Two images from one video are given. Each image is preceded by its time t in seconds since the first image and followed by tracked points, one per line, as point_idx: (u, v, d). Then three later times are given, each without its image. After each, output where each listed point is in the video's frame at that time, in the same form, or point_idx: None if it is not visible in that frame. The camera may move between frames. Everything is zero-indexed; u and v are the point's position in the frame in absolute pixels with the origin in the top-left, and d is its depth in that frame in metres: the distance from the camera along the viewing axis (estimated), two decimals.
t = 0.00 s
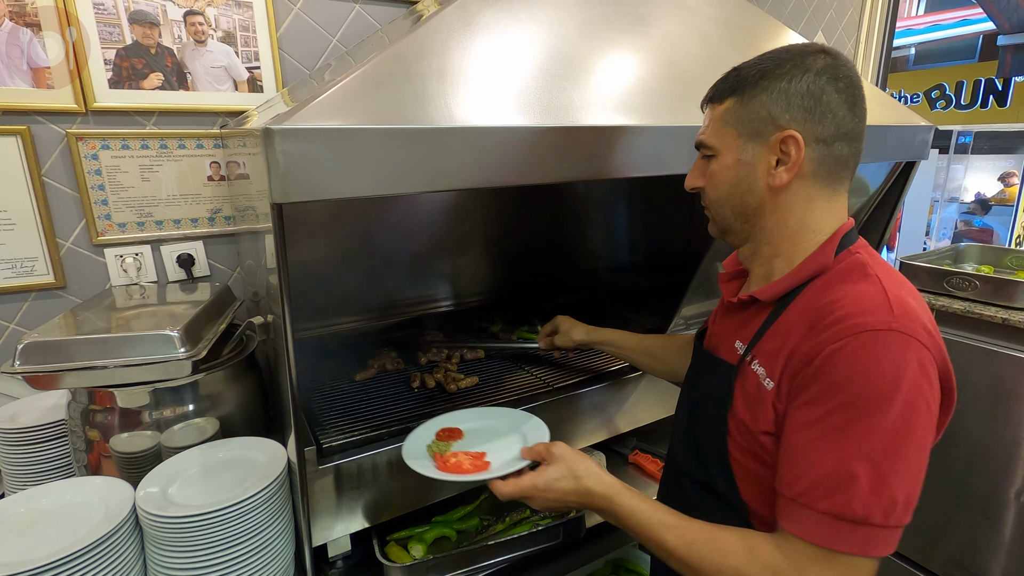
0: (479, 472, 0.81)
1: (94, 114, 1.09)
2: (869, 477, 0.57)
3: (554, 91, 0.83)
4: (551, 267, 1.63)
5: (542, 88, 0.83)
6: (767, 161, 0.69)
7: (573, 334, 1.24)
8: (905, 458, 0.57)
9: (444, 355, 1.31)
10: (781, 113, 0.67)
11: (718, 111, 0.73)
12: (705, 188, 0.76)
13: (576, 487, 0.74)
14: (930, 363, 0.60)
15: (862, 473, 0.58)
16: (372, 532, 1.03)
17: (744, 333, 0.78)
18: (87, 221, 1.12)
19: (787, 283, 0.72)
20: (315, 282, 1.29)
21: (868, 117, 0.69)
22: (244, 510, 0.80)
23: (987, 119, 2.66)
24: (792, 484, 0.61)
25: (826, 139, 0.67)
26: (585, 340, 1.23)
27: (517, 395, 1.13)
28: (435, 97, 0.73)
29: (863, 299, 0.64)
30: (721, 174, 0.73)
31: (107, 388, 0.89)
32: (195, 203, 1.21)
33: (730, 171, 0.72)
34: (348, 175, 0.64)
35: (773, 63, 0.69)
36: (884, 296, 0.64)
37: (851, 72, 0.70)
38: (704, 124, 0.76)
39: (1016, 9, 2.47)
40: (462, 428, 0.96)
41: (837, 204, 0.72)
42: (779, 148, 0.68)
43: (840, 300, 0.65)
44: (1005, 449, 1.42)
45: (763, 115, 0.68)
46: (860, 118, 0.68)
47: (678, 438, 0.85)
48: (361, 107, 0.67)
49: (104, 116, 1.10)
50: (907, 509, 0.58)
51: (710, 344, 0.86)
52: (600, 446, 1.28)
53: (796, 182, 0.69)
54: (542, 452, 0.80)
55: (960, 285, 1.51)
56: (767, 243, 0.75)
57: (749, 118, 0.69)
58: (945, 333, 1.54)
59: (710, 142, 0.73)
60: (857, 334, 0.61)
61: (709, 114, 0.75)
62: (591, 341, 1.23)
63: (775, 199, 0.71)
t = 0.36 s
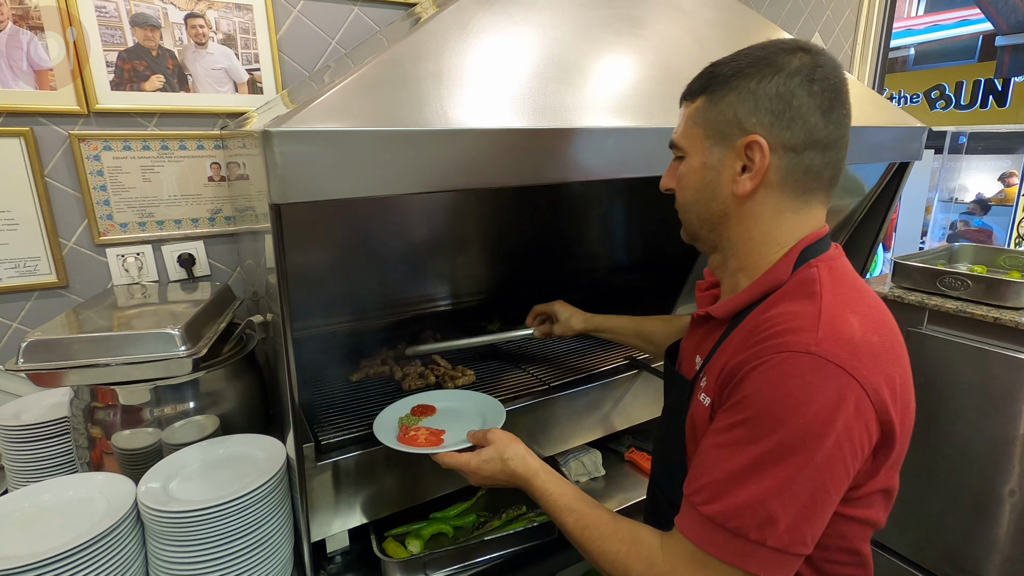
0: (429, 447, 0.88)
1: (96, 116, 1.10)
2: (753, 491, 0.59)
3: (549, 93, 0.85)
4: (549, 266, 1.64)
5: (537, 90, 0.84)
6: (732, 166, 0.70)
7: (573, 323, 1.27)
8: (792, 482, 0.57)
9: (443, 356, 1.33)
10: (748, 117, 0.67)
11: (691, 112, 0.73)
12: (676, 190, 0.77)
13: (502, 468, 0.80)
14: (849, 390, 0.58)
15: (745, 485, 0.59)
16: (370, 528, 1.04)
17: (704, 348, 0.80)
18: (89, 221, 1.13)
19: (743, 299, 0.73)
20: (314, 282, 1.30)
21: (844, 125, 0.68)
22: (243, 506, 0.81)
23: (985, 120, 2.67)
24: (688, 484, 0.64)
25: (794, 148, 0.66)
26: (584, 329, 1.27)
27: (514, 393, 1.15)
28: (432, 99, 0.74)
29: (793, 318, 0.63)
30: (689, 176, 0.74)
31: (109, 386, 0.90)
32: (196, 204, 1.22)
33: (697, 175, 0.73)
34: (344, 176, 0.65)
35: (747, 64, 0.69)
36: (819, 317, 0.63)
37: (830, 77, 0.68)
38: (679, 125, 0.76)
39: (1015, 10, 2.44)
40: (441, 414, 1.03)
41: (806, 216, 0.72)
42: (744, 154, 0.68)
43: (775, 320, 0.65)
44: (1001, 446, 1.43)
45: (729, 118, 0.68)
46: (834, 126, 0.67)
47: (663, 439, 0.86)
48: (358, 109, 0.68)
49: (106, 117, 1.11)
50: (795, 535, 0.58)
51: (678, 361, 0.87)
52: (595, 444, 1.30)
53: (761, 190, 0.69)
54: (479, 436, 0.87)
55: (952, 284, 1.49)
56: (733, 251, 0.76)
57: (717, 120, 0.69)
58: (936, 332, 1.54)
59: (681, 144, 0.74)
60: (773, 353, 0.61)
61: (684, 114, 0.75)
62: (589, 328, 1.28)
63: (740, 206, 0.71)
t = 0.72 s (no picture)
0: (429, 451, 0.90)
1: (99, 124, 1.13)
2: (735, 455, 0.64)
3: (541, 105, 0.87)
4: (545, 270, 1.66)
5: (530, 102, 0.86)
6: (695, 177, 0.74)
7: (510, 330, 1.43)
8: (767, 442, 0.63)
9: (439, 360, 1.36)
10: (707, 133, 0.71)
11: (652, 130, 0.76)
12: (641, 203, 0.79)
13: (502, 464, 0.82)
14: (809, 358, 0.65)
15: (727, 450, 0.64)
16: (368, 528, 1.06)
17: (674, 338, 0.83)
18: (92, 227, 1.15)
19: (706, 292, 0.77)
20: (313, 286, 1.32)
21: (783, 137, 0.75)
22: (244, 506, 0.84)
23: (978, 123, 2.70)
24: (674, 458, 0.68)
25: (747, 159, 0.72)
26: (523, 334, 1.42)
27: (508, 396, 1.17)
28: (427, 112, 0.76)
29: (756, 300, 0.70)
30: (656, 189, 0.76)
31: (113, 389, 0.93)
32: (197, 210, 1.25)
33: (664, 187, 0.75)
34: (342, 187, 0.68)
35: (701, 87, 0.73)
36: (777, 297, 0.69)
37: (769, 96, 0.75)
38: (640, 142, 0.79)
39: (1008, 15, 2.45)
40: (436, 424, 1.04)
41: (756, 218, 0.78)
42: (706, 165, 0.72)
43: (740, 303, 0.71)
44: (988, 446, 1.45)
45: (691, 134, 0.72)
46: (777, 138, 0.74)
47: (638, 440, 0.89)
48: (356, 122, 0.70)
49: (109, 125, 1.14)
50: (772, 489, 0.64)
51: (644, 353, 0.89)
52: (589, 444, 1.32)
53: (720, 198, 0.74)
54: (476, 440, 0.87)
55: (938, 289, 1.53)
56: (696, 255, 0.80)
57: (679, 136, 0.73)
58: (923, 335, 1.58)
59: (645, 159, 0.77)
60: (742, 332, 0.67)
61: (644, 132, 0.79)
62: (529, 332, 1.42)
63: (702, 213, 0.75)
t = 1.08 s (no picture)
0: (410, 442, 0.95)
1: (102, 131, 1.16)
2: (691, 448, 0.68)
3: (530, 115, 0.90)
4: (538, 272, 1.70)
5: (519, 113, 0.90)
6: (683, 183, 0.77)
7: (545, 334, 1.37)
8: (721, 438, 0.67)
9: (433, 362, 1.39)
10: (693, 140, 0.74)
11: (639, 138, 0.79)
12: (632, 208, 0.82)
13: (479, 453, 0.85)
14: (768, 363, 0.68)
15: (685, 442, 0.69)
16: (363, 524, 1.10)
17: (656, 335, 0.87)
18: (95, 232, 1.19)
19: (686, 293, 0.81)
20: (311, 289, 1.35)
21: (764, 142, 0.78)
22: (243, 502, 0.87)
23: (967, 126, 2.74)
24: (639, 445, 0.73)
25: (732, 164, 0.75)
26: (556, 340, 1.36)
27: (501, 396, 1.20)
28: (418, 124, 0.80)
29: (724, 305, 0.73)
30: (646, 195, 0.79)
31: (116, 389, 0.96)
32: (196, 214, 1.28)
33: (653, 193, 0.78)
34: (335, 196, 0.71)
35: (684, 97, 0.76)
36: (745, 302, 0.73)
37: (748, 104, 0.78)
38: (628, 149, 0.82)
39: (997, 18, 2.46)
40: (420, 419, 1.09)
41: (740, 220, 0.81)
42: (693, 172, 0.75)
43: (710, 306, 0.74)
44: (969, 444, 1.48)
45: (677, 142, 0.75)
46: (758, 143, 0.77)
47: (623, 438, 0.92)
48: (350, 134, 0.74)
49: (111, 133, 1.17)
50: (724, 481, 0.68)
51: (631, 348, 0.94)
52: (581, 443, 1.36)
53: (707, 202, 0.77)
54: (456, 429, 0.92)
55: (919, 291, 1.57)
56: (684, 257, 0.83)
57: (666, 144, 0.76)
58: (903, 336, 1.62)
59: (634, 166, 0.80)
60: (706, 333, 0.70)
61: (632, 140, 0.82)
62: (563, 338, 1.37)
63: (691, 216, 0.79)
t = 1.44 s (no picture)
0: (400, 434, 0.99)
1: (96, 132, 1.16)
2: (652, 462, 0.71)
3: (520, 119, 0.92)
4: (531, 272, 1.71)
5: (510, 116, 0.91)
6: (660, 191, 0.79)
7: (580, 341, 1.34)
8: (680, 455, 0.69)
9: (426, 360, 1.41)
10: (666, 150, 0.76)
11: (622, 147, 0.82)
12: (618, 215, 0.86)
13: (460, 450, 0.90)
14: (729, 382, 0.69)
15: (646, 456, 0.71)
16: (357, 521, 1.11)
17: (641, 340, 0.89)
18: (89, 232, 1.19)
19: (666, 302, 0.83)
20: (305, 289, 1.36)
21: (748, 149, 0.78)
22: (238, 498, 0.88)
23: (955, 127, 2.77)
24: (607, 454, 0.76)
25: (708, 173, 0.76)
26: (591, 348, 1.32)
27: (493, 394, 1.22)
28: (409, 127, 0.81)
29: (694, 320, 0.74)
30: (628, 203, 0.83)
31: (111, 388, 0.97)
32: (190, 215, 1.29)
33: (633, 201, 0.82)
34: (327, 197, 0.72)
35: (662, 105, 0.78)
36: (714, 318, 0.73)
37: (732, 110, 0.78)
38: (615, 157, 0.85)
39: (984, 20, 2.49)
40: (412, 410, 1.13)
41: (725, 228, 0.82)
42: (668, 180, 0.77)
43: (681, 320, 0.76)
44: (952, 438, 1.51)
45: (651, 152, 0.77)
46: (740, 151, 0.77)
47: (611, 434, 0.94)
48: (341, 137, 0.75)
49: (105, 134, 1.17)
50: (684, 497, 0.70)
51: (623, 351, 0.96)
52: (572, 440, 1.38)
53: (686, 210, 0.79)
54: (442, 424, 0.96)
55: (904, 289, 1.60)
56: (669, 264, 0.85)
57: (642, 154, 0.79)
58: (888, 334, 1.65)
59: (617, 175, 0.83)
60: (672, 348, 0.72)
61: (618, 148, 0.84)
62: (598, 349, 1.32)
63: (671, 224, 0.81)
